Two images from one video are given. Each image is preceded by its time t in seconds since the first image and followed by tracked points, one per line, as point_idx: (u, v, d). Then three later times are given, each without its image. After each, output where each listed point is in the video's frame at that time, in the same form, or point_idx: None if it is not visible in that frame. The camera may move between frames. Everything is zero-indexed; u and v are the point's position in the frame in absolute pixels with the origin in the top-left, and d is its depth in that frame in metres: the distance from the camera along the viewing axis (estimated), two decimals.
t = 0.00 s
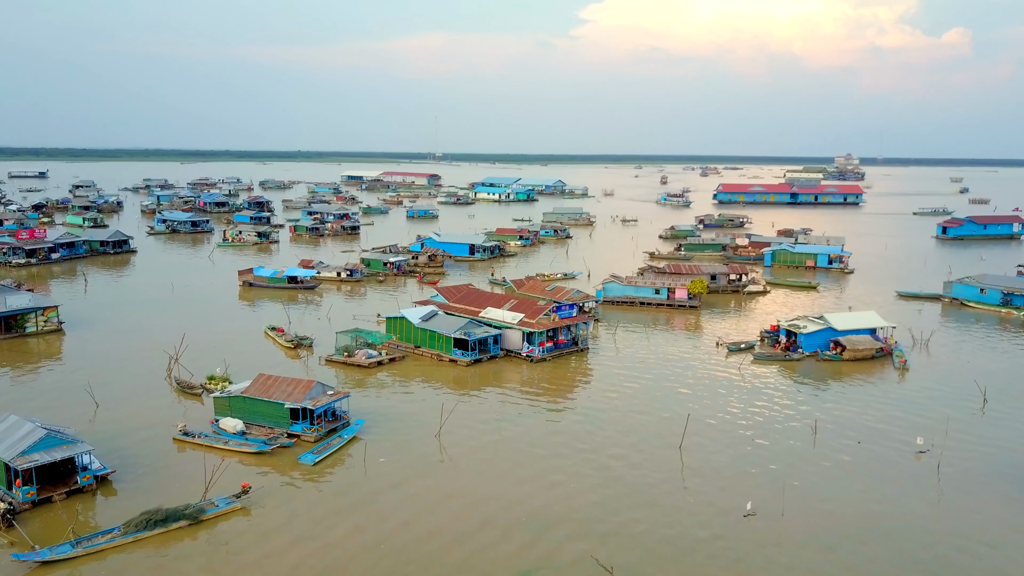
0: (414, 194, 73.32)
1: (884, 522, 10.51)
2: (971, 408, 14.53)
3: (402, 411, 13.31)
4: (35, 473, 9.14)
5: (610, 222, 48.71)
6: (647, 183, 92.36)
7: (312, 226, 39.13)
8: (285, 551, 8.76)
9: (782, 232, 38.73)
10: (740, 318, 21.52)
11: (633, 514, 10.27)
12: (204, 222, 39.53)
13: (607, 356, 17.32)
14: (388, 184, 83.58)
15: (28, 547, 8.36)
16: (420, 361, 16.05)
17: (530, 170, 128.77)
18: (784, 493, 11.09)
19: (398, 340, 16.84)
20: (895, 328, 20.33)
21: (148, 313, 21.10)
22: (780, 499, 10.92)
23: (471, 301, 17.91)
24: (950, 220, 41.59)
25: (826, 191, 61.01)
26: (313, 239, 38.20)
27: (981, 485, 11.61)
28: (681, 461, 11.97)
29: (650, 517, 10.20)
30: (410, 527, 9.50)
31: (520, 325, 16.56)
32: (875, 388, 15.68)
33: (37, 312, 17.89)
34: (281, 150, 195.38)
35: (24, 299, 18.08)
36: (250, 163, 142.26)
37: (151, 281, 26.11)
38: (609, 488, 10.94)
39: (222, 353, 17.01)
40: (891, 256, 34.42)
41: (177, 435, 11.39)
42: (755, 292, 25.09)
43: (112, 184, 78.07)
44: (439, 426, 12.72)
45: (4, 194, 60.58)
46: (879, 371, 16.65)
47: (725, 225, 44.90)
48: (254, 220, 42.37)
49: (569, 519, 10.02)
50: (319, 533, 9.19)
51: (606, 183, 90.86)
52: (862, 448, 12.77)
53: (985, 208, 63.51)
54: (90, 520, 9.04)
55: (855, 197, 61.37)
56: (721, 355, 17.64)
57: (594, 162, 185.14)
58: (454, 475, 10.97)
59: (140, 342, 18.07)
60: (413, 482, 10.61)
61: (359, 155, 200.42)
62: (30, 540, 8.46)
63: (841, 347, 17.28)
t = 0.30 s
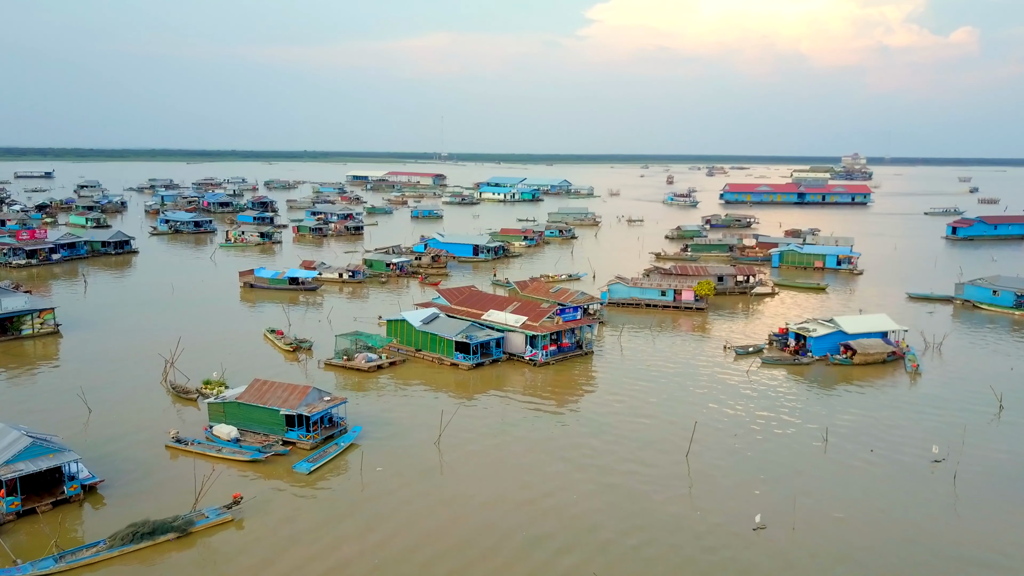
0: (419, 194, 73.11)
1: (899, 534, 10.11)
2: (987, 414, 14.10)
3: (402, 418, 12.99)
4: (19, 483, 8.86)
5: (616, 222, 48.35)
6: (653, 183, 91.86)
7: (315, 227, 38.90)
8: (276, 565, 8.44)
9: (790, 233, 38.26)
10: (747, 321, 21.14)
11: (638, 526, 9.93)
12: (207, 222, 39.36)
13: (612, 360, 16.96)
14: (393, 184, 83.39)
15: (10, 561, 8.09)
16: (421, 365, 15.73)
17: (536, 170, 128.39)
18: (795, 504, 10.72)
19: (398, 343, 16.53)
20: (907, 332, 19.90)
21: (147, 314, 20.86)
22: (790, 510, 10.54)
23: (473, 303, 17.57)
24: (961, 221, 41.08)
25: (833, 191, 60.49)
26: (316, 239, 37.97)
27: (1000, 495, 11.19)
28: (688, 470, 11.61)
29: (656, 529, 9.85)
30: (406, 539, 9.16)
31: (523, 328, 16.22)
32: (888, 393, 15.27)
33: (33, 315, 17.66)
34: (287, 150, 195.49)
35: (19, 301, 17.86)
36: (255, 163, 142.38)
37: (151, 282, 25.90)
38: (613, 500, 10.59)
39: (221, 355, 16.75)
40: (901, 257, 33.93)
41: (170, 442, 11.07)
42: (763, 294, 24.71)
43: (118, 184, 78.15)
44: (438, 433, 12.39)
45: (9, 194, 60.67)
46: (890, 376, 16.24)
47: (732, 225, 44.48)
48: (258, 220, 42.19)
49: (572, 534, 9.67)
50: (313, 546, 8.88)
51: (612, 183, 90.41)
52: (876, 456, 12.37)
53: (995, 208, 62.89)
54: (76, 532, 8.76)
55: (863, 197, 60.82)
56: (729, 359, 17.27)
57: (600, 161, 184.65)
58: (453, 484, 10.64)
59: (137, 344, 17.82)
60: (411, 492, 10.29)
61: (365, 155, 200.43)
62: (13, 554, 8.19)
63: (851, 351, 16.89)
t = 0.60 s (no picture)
0: (424, 194, 72.88)
1: (913, 549, 9.75)
2: (1002, 422, 13.70)
3: (400, 426, 12.69)
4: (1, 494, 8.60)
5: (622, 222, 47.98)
6: (659, 183, 91.32)
7: (318, 227, 38.64)
8: None
9: (797, 233, 37.88)
10: (754, 323, 20.76)
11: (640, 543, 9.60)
12: (209, 222, 39.17)
13: (616, 364, 16.62)
14: (398, 183, 83.15)
15: None
16: (421, 369, 15.42)
17: (541, 170, 127.87)
18: (803, 518, 10.36)
19: (398, 347, 16.22)
20: (918, 335, 19.48)
21: (146, 316, 20.61)
22: (799, 525, 10.19)
23: (475, 305, 17.24)
24: (971, 221, 40.54)
25: (841, 191, 59.95)
26: (319, 240, 37.73)
27: (1017, 507, 10.80)
28: (693, 482, 11.28)
29: (660, 547, 9.52)
30: (400, 556, 8.86)
31: (525, 332, 15.89)
32: (899, 399, 14.88)
33: (28, 317, 17.42)
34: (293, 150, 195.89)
35: (14, 304, 17.63)
36: (261, 163, 142.53)
37: (152, 283, 25.66)
38: (616, 514, 10.26)
39: (218, 358, 16.45)
40: (910, 258, 33.45)
41: (160, 450, 10.77)
42: (770, 296, 24.34)
43: (124, 184, 78.15)
44: (436, 441, 12.08)
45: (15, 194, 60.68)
46: (902, 381, 15.84)
47: (738, 225, 44.05)
48: (261, 220, 42.01)
49: (572, 550, 9.36)
50: (304, 562, 8.58)
51: (617, 183, 89.92)
52: (888, 466, 12.00)
53: (1005, 208, 62.21)
54: (59, 544, 8.51)
55: (871, 197, 60.24)
56: (735, 363, 16.90)
57: (606, 161, 184.11)
58: (451, 497, 10.33)
59: (134, 345, 17.56)
60: (407, 505, 9.98)
61: (371, 155, 200.58)
62: None
63: (861, 355, 16.50)
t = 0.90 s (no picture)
0: (428, 194, 72.66)
1: (926, 563, 9.39)
2: (1016, 430, 13.31)
3: (397, 433, 12.38)
4: None
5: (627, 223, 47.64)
6: (665, 183, 90.88)
7: (321, 228, 38.40)
8: None
9: (804, 233, 37.68)
10: (761, 326, 20.41)
11: (642, 556, 9.26)
12: (212, 222, 39.04)
13: (620, 368, 16.28)
14: (402, 184, 82.93)
15: None
16: (420, 373, 15.11)
17: (546, 170, 127.54)
18: (811, 531, 10.01)
19: (397, 350, 15.92)
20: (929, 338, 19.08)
21: (143, 318, 20.36)
22: (807, 538, 9.84)
23: (476, 308, 16.93)
24: (980, 221, 40.03)
25: (848, 191, 59.44)
26: (321, 241, 37.51)
27: None
28: (697, 492, 10.93)
29: (662, 561, 9.19)
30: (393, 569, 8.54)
31: (526, 335, 15.56)
32: (910, 404, 14.48)
33: (23, 319, 17.21)
34: (299, 149, 196.07)
35: (8, 306, 17.43)
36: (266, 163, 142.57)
37: (151, 284, 25.44)
38: (617, 526, 9.92)
39: (214, 361, 16.16)
40: (919, 259, 32.99)
41: (149, 458, 10.48)
42: (777, 298, 23.97)
43: (129, 184, 78.19)
44: (433, 449, 11.77)
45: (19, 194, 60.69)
46: (912, 386, 15.46)
47: (745, 225, 43.65)
48: (263, 220, 41.86)
49: (571, 563, 9.04)
50: None
51: (623, 183, 89.48)
52: (899, 475, 11.62)
53: (1014, 208, 61.58)
54: (40, 556, 8.26)
55: (878, 197, 59.71)
56: (741, 368, 16.54)
57: (612, 161, 183.65)
58: (447, 507, 10.01)
59: (130, 348, 17.32)
60: (401, 515, 9.67)
61: (376, 155, 200.58)
62: None
63: (870, 360, 16.10)
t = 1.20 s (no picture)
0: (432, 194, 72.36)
1: None
2: None
3: (392, 440, 12.07)
4: None
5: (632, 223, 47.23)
6: (671, 183, 90.35)
7: (323, 228, 38.15)
8: None
9: (812, 233, 37.51)
10: (767, 329, 20.04)
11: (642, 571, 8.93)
12: (214, 223, 38.85)
13: (622, 372, 15.94)
14: (407, 183, 82.65)
15: None
16: (418, 378, 14.82)
17: (552, 169, 127.08)
18: (818, 544, 9.66)
19: (395, 354, 15.62)
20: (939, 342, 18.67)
21: (140, 320, 20.12)
22: (814, 552, 9.48)
23: (475, 311, 16.61)
24: (990, 221, 39.51)
25: (855, 191, 58.90)
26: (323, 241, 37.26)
27: None
28: (700, 502, 10.58)
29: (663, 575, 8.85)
30: None
31: (527, 339, 15.23)
32: (920, 410, 14.10)
33: (16, 322, 17.00)
34: (304, 149, 196.08)
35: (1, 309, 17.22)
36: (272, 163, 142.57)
37: (150, 286, 25.21)
38: (617, 538, 9.59)
39: (209, 364, 15.90)
40: (928, 260, 32.53)
41: (136, 466, 10.20)
42: (783, 300, 23.59)
43: (135, 184, 78.22)
44: (429, 456, 11.46)
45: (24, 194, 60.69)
46: (923, 391, 15.07)
47: (751, 225, 43.22)
48: (266, 221, 41.64)
49: None
50: None
51: (629, 183, 88.99)
52: (910, 486, 11.24)
53: None
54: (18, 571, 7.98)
55: (886, 197, 59.16)
56: (747, 372, 16.18)
57: (617, 161, 183.06)
58: (441, 518, 9.69)
59: (125, 351, 17.07)
60: (394, 527, 9.36)
61: (381, 155, 200.58)
62: None
63: (879, 364, 15.74)
